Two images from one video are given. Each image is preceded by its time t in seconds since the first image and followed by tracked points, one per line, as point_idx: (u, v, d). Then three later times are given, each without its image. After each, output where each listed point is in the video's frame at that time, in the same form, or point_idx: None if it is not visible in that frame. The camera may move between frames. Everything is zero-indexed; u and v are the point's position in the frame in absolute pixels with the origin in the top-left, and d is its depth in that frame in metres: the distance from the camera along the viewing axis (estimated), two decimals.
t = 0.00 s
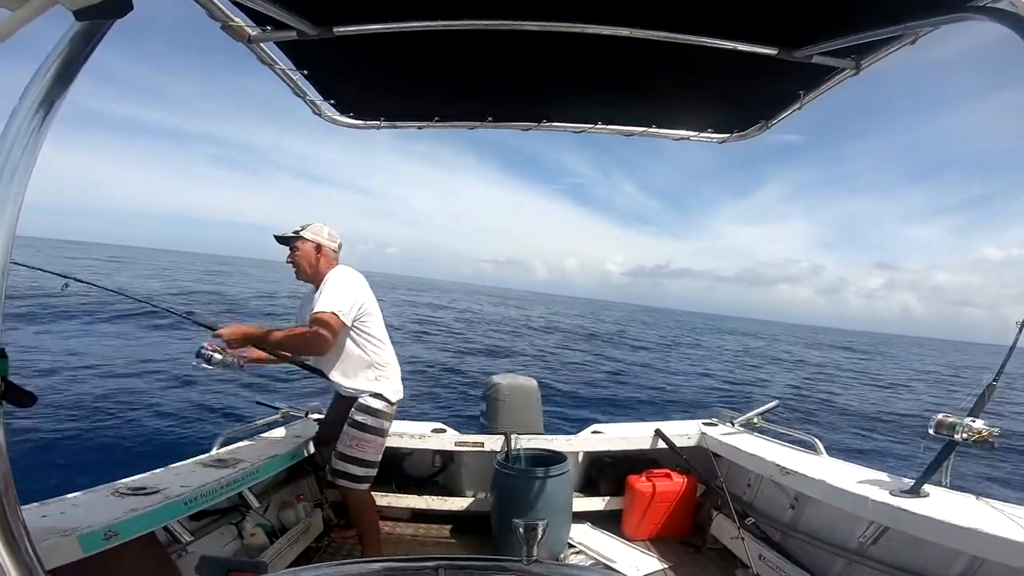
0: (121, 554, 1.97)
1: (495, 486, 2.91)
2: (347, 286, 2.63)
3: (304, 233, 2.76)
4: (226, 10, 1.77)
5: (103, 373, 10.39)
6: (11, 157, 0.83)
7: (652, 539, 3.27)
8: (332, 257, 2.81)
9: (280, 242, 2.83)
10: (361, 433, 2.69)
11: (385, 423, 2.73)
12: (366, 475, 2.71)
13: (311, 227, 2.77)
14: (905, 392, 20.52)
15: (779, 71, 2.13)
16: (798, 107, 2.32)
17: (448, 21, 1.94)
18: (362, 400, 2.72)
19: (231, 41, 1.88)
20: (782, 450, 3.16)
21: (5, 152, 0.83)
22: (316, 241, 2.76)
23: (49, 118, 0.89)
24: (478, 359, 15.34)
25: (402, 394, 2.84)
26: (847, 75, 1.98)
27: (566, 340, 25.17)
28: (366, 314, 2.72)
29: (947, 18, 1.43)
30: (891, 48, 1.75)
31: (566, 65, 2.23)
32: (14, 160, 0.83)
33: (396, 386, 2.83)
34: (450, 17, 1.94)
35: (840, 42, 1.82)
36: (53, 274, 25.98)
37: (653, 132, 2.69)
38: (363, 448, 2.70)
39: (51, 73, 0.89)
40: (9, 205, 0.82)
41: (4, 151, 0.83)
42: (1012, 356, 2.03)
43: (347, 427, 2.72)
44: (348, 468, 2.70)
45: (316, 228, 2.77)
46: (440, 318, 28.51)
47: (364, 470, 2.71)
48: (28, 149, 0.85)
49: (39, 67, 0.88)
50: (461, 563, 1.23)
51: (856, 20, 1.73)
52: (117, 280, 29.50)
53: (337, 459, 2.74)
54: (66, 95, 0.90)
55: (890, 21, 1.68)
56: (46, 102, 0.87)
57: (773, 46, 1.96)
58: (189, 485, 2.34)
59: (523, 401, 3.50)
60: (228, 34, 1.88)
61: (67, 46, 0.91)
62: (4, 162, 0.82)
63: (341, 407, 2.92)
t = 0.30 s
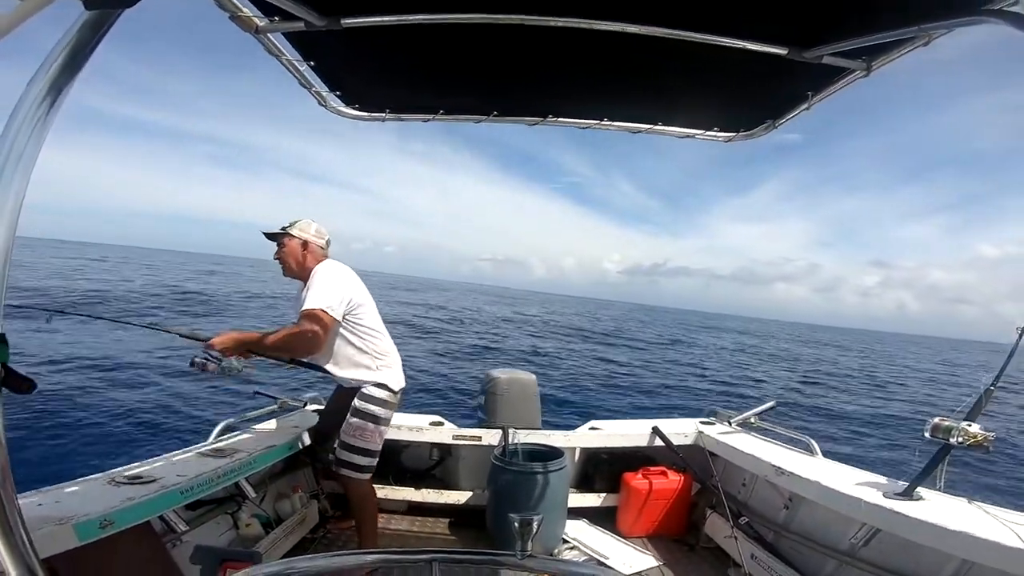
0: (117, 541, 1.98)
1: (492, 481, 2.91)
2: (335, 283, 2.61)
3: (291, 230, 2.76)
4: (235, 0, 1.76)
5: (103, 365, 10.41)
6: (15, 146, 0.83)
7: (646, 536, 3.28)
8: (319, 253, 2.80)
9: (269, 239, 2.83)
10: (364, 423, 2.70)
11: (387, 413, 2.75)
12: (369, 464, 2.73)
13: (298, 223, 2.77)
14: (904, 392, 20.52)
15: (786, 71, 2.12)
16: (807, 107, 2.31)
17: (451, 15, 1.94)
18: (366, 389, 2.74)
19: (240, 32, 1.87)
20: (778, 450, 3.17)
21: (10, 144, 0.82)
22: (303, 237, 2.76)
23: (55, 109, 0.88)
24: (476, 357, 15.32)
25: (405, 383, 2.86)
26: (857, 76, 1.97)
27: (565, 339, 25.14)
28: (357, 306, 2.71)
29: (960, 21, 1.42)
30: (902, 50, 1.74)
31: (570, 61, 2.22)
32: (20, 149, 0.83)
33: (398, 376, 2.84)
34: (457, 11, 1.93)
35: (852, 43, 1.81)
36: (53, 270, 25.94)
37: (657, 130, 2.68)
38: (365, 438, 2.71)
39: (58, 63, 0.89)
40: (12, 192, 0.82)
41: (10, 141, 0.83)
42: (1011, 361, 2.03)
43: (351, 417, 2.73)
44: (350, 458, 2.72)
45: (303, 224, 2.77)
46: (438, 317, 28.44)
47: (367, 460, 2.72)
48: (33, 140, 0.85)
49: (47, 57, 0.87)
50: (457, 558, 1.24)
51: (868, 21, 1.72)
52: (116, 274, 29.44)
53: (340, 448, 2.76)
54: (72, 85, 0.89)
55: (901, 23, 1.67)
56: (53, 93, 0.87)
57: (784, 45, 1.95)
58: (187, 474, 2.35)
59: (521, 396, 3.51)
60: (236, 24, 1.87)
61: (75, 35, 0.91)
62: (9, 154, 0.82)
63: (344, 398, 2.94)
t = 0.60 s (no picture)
0: (119, 537, 1.99)
1: (493, 478, 2.92)
2: (334, 280, 2.60)
3: (290, 230, 2.76)
4: None
5: (103, 366, 10.43)
6: (15, 141, 0.83)
7: (646, 533, 3.29)
8: (318, 252, 2.80)
9: (268, 239, 2.84)
10: (367, 418, 2.71)
11: (391, 408, 2.75)
12: (372, 460, 2.73)
13: (297, 223, 2.77)
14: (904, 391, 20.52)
15: (788, 68, 2.12)
16: (809, 104, 2.30)
17: (451, 11, 1.93)
18: (371, 384, 2.75)
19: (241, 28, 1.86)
20: (778, 447, 3.17)
21: (10, 140, 0.82)
22: (302, 237, 2.76)
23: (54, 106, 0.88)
24: (476, 357, 15.32)
25: (408, 377, 2.87)
26: (860, 73, 1.97)
27: (565, 339, 25.12)
28: (358, 303, 2.71)
29: (963, 18, 1.42)
30: (905, 48, 1.74)
31: (571, 57, 2.21)
32: (20, 145, 0.83)
33: (400, 369, 2.85)
34: (457, 7, 1.93)
35: (854, 40, 1.80)
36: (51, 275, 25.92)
37: (658, 126, 2.67)
38: (369, 433, 2.72)
39: (58, 59, 0.88)
40: (13, 189, 0.82)
41: (10, 138, 0.83)
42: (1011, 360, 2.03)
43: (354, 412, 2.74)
44: (353, 452, 2.73)
45: (302, 224, 2.77)
46: (437, 318, 28.38)
47: (371, 455, 2.73)
48: (34, 137, 0.85)
49: (47, 53, 0.87)
50: (458, 554, 1.24)
51: (871, 17, 1.71)
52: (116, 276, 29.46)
53: (344, 444, 2.76)
54: (72, 82, 0.89)
55: (904, 20, 1.67)
56: (52, 90, 0.87)
57: (787, 42, 1.94)
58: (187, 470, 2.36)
59: (521, 392, 3.51)
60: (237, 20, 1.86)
61: (75, 30, 0.90)
62: (11, 150, 0.82)
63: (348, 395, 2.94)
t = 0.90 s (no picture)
0: (126, 540, 2.00)
1: (496, 477, 2.92)
2: (351, 269, 2.63)
3: (309, 221, 2.76)
4: None
5: (103, 370, 10.43)
6: (10, 143, 0.83)
7: (650, 528, 3.30)
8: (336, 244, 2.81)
9: (286, 232, 2.85)
10: (366, 419, 2.71)
11: (389, 409, 2.76)
12: (372, 460, 2.73)
13: (315, 215, 2.78)
14: (903, 389, 20.57)
15: (784, 62, 2.12)
16: (805, 98, 2.30)
17: (451, 9, 1.93)
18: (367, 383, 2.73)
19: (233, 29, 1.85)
20: (780, 441, 3.18)
21: (5, 143, 0.82)
22: (319, 228, 2.77)
23: (47, 110, 0.88)
24: (476, 361, 15.33)
25: (405, 378, 2.86)
26: (855, 66, 1.97)
27: (564, 342, 25.15)
28: (368, 296, 2.73)
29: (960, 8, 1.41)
30: (899, 42, 1.74)
31: (570, 54, 2.21)
32: (15, 149, 0.83)
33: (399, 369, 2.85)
34: (454, 5, 1.92)
35: (849, 33, 1.80)
36: (49, 282, 25.92)
37: (656, 122, 2.67)
38: (369, 434, 2.72)
39: (49, 64, 0.88)
40: (10, 194, 0.82)
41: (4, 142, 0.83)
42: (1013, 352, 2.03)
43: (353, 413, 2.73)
44: (353, 453, 2.73)
45: (318, 216, 2.77)
46: (436, 322, 28.36)
47: (370, 455, 2.72)
48: (28, 141, 0.85)
49: (38, 58, 0.87)
50: (464, 552, 1.24)
51: (865, 11, 1.71)
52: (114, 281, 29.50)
53: (343, 445, 2.76)
54: (65, 86, 0.89)
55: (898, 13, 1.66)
56: (45, 95, 0.87)
57: (781, 37, 1.94)
58: (192, 473, 2.37)
59: (523, 389, 3.51)
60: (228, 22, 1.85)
61: (67, 33, 0.90)
62: (6, 152, 0.82)
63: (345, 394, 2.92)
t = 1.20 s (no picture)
0: (129, 538, 2.01)
1: (498, 474, 2.92)
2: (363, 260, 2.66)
3: (321, 216, 2.77)
4: None
5: (102, 370, 10.44)
6: (6, 146, 0.83)
7: (650, 525, 3.30)
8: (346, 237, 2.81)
9: (297, 228, 2.85)
10: (358, 418, 2.71)
11: (384, 407, 2.77)
12: (369, 458, 2.74)
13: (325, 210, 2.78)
14: (901, 390, 20.63)
15: (782, 58, 2.11)
16: (803, 93, 2.30)
17: (449, 7, 1.92)
18: (360, 381, 2.74)
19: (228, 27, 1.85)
20: (781, 436, 3.18)
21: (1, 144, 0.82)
22: (329, 222, 2.77)
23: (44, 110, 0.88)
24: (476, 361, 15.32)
25: (397, 376, 2.86)
26: (852, 62, 1.96)
27: (563, 344, 25.21)
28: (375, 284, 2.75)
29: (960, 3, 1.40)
30: (897, 38, 1.73)
31: (569, 51, 2.20)
32: (12, 149, 0.83)
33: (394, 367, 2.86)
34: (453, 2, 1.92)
35: (847, 29, 1.80)
36: (47, 284, 25.88)
37: (655, 118, 2.66)
38: (365, 432, 2.72)
39: (45, 63, 0.88)
40: (7, 195, 0.82)
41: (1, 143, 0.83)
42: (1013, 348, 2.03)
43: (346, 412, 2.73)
44: (351, 452, 2.72)
45: (328, 210, 2.78)
46: (435, 324, 28.39)
47: (366, 454, 2.73)
48: (24, 139, 0.85)
49: (33, 58, 0.87)
50: (464, 549, 1.25)
51: (864, 6, 1.70)
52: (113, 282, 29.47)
53: (339, 444, 2.76)
54: (60, 87, 0.89)
55: (896, 8, 1.66)
56: (42, 95, 0.87)
57: (779, 32, 1.93)
58: (193, 472, 2.37)
59: (524, 385, 3.53)
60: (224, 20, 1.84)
61: (63, 33, 0.90)
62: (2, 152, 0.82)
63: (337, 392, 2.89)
